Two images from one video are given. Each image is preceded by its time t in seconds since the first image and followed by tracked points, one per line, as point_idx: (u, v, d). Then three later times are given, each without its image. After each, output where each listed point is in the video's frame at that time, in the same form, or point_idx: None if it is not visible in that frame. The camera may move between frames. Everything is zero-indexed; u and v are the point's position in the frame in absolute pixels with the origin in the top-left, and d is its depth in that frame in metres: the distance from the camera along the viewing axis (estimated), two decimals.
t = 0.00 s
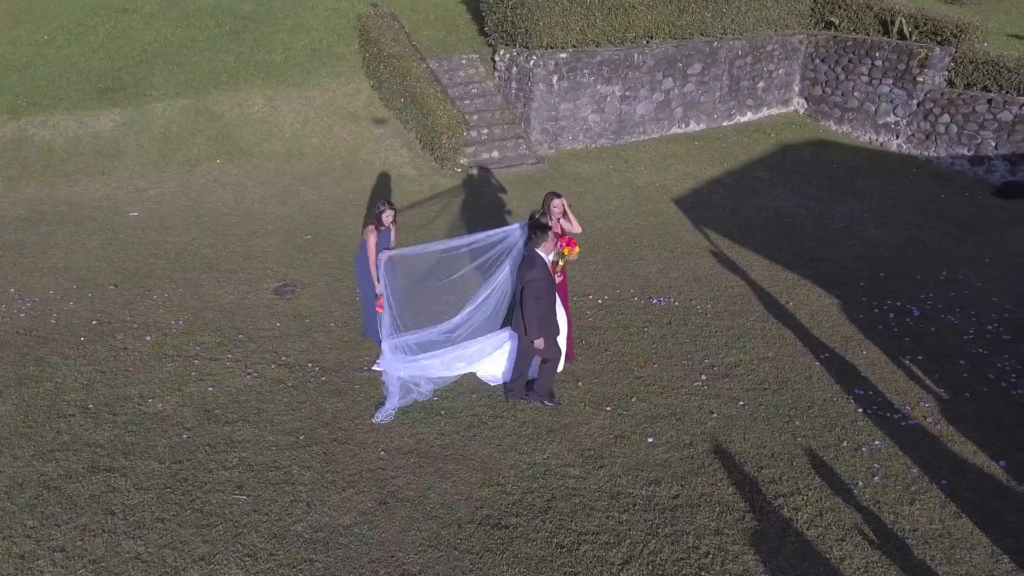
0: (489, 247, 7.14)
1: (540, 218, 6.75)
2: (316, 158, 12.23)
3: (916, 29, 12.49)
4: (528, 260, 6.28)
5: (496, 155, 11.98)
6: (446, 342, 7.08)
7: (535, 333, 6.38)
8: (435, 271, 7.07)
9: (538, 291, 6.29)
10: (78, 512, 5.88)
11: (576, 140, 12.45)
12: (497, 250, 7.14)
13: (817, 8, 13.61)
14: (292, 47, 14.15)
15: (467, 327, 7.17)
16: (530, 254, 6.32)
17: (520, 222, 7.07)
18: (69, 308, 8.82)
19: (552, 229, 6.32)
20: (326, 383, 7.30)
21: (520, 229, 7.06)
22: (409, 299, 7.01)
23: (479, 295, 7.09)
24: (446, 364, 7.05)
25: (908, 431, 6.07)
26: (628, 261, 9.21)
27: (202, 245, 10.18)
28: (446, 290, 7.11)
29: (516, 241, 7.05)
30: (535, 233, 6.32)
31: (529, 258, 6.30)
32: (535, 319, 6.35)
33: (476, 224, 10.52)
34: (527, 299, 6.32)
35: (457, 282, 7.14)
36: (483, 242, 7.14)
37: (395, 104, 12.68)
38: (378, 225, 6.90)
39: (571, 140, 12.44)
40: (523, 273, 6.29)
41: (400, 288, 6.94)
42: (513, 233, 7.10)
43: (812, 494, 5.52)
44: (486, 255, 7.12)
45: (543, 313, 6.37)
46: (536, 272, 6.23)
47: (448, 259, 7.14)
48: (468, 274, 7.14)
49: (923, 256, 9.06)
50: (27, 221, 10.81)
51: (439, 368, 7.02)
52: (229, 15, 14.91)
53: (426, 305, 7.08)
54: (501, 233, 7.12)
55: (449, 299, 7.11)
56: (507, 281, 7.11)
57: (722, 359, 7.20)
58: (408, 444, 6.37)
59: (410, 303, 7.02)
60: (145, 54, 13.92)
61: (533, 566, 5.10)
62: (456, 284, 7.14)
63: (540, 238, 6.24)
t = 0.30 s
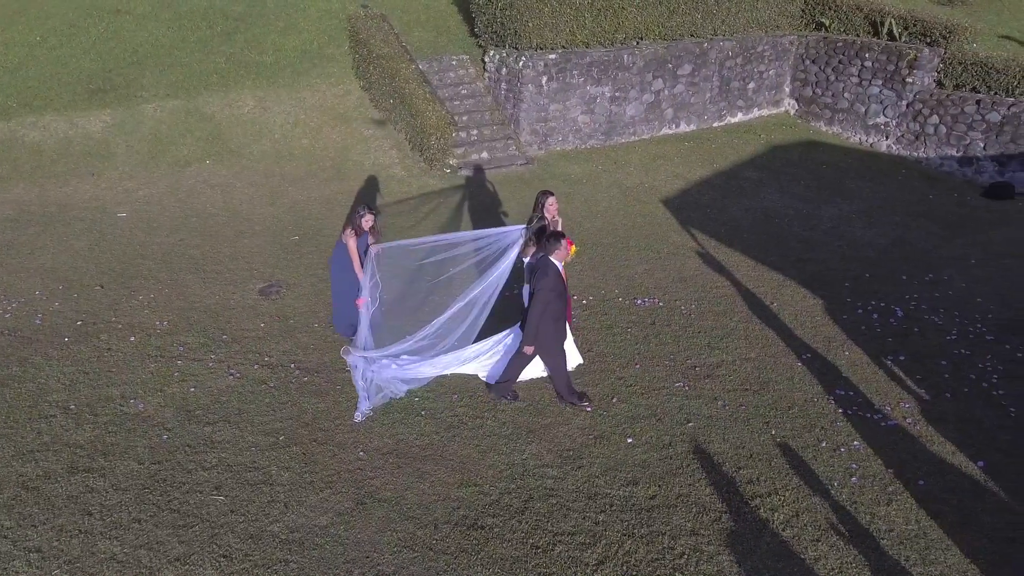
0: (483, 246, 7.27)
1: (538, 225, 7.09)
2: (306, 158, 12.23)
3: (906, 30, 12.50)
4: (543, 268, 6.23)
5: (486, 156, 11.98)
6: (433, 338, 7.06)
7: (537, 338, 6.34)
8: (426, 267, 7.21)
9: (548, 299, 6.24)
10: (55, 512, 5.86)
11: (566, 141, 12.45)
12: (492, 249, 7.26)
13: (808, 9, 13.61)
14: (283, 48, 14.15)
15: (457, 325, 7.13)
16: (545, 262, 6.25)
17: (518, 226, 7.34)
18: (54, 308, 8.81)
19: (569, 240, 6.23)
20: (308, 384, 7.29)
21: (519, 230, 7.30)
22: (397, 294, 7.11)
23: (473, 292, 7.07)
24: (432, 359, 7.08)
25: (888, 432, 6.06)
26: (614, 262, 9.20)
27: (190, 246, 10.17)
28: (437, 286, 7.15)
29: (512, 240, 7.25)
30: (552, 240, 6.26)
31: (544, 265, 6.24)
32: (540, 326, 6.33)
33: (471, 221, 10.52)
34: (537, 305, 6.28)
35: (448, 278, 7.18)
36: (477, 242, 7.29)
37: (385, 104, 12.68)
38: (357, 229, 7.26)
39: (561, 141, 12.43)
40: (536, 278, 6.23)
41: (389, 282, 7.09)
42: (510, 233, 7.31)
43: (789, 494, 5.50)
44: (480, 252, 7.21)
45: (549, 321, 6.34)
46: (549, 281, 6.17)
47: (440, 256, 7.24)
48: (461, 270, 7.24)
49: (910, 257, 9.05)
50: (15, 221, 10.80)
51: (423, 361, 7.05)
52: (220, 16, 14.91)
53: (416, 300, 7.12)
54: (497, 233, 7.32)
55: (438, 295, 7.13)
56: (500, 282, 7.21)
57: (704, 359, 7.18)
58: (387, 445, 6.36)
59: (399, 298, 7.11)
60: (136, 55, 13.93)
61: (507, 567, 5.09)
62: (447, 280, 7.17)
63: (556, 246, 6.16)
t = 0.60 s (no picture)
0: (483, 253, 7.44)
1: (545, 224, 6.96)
2: (295, 159, 12.22)
3: (895, 31, 12.47)
4: (554, 271, 6.20)
5: (475, 157, 11.97)
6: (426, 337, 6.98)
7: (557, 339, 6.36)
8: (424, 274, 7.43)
9: (565, 299, 6.25)
10: (31, 514, 5.84)
11: (556, 143, 12.44)
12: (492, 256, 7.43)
13: (799, 10, 13.61)
14: (274, 49, 14.16)
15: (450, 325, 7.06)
16: (555, 263, 6.23)
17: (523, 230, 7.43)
18: (39, 309, 8.80)
19: (577, 237, 6.23)
20: (289, 385, 7.27)
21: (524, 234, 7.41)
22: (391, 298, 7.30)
23: (469, 293, 7.14)
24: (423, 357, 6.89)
25: (866, 433, 6.05)
26: (600, 262, 9.19)
27: (176, 247, 10.17)
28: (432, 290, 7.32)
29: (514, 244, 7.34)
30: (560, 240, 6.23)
31: (552, 267, 6.21)
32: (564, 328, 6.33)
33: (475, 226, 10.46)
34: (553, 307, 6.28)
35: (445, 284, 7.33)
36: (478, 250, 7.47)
37: (374, 106, 12.68)
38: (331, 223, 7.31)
39: (551, 142, 12.42)
40: (548, 282, 6.21)
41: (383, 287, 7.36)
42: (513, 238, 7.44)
43: (765, 496, 5.49)
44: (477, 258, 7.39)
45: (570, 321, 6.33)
46: (561, 282, 6.15)
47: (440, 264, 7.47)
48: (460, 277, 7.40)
49: (895, 258, 9.03)
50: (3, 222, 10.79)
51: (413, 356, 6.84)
52: (212, 18, 14.91)
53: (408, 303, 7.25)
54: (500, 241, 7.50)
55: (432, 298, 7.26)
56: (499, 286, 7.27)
57: (686, 361, 7.17)
58: (366, 446, 6.34)
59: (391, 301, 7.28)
60: (128, 57, 13.93)
61: (480, 568, 5.08)
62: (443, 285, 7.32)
63: (565, 245, 6.15)
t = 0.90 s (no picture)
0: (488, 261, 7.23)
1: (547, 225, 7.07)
2: (283, 161, 12.22)
3: (883, 33, 12.50)
4: (555, 272, 6.16)
5: (463, 158, 11.97)
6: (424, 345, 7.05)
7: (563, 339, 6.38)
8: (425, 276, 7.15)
9: (567, 301, 6.20)
10: (5, 515, 5.80)
11: (544, 144, 12.42)
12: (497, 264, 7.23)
13: (788, 12, 13.60)
14: (264, 51, 14.16)
15: (446, 334, 7.10)
16: (553, 265, 6.19)
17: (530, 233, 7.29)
18: (22, 311, 8.78)
19: (575, 239, 6.23)
20: (268, 387, 7.26)
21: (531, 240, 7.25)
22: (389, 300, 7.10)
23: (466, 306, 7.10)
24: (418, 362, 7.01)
25: (843, 434, 6.04)
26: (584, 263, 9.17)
27: (162, 248, 10.17)
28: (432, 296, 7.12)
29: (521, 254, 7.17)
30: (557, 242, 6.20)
31: (552, 269, 6.18)
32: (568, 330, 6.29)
33: (477, 229, 10.41)
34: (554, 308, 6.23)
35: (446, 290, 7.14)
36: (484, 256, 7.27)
37: (363, 108, 12.68)
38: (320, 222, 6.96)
39: (539, 143, 12.40)
40: (550, 284, 6.17)
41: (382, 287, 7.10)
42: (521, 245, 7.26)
43: (739, 498, 5.47)
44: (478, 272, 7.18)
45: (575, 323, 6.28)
46: (562, 283, 6.12)
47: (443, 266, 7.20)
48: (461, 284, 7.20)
49: (880, 259, 9.03)
50: None
51: (407, 361, 6.97)
52: (202, 19, 14.90)
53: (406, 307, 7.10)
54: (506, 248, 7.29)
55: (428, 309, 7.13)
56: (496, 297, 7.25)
57: (665, 362, 7.15)
58: (342, 448, 6.33)
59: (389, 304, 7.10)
60: (118, 59, 13.93)
61: (452, 570, 5.07)
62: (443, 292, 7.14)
63: (563, 247, 6.13)
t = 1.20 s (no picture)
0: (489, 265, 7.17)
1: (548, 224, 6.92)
2: (271, 162, 12.21)
3: (872, 34, 12.48)
4: (562, 270, 6.25)
5: (451, 160, 11.95)
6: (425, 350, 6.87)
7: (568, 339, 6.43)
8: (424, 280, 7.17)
9: (574, 299, 6.29)
10: None
11: (533, 145, 12.41)
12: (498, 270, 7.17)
13: (778, 13, 13.61)
14: (253, 53, 14.16)
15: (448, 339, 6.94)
16: (559, 264, 6.30)
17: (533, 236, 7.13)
18: (5, 312, 8.75)
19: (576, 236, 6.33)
20: (247, 388, 7.24)
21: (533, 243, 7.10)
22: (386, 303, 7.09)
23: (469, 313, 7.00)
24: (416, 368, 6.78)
25: (819, 436, 6.03)
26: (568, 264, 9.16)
27: (148, 249, 10.16)
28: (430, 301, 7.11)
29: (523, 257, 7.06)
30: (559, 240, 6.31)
31: (558, 269, 6.27)
32: (574, 328, 6.39)
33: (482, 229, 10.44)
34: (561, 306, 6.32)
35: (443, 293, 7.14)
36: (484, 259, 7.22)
37: (351, 109, 12.68)
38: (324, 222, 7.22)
39: (528, 144, 12.38)
40: (557, 283, 6.26)
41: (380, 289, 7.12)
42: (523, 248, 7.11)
43: (712, 500, 5.46)
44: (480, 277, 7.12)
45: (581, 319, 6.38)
46: (570, 280, 6.23)
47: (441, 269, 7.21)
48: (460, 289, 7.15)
49: (864, 260, 9.02)
50: None
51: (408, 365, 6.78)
52: (193, 20, 14.90)
53: (403, 310, 7.02)
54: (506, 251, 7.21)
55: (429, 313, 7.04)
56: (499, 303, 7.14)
57: (645, 364, 7.13)
58: (319, 450, 6.32)
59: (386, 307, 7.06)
60: (108, 60, 13.92)
61: (422, 572, 5.05)
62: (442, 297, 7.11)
63: (566, 245, 6.22)
